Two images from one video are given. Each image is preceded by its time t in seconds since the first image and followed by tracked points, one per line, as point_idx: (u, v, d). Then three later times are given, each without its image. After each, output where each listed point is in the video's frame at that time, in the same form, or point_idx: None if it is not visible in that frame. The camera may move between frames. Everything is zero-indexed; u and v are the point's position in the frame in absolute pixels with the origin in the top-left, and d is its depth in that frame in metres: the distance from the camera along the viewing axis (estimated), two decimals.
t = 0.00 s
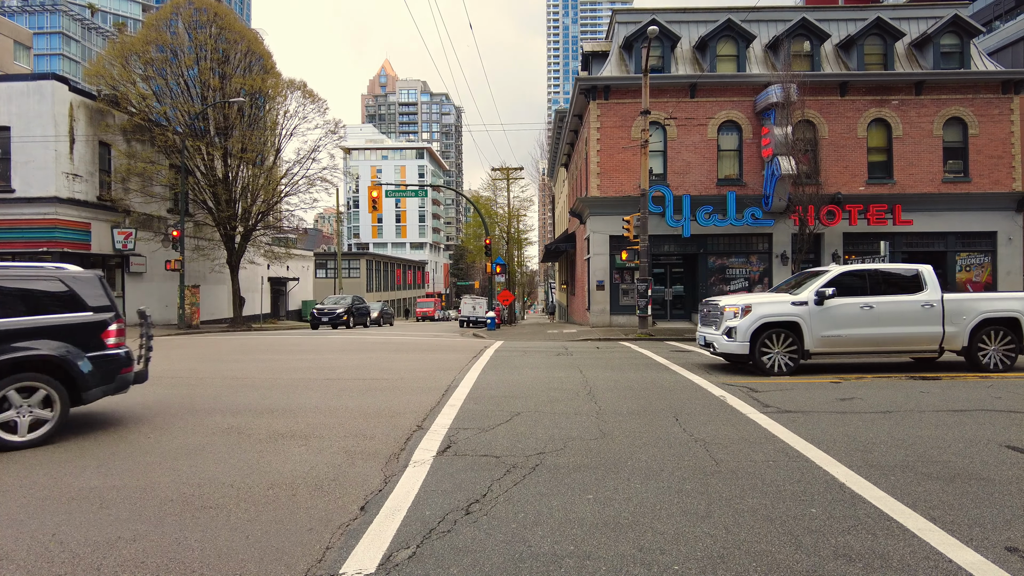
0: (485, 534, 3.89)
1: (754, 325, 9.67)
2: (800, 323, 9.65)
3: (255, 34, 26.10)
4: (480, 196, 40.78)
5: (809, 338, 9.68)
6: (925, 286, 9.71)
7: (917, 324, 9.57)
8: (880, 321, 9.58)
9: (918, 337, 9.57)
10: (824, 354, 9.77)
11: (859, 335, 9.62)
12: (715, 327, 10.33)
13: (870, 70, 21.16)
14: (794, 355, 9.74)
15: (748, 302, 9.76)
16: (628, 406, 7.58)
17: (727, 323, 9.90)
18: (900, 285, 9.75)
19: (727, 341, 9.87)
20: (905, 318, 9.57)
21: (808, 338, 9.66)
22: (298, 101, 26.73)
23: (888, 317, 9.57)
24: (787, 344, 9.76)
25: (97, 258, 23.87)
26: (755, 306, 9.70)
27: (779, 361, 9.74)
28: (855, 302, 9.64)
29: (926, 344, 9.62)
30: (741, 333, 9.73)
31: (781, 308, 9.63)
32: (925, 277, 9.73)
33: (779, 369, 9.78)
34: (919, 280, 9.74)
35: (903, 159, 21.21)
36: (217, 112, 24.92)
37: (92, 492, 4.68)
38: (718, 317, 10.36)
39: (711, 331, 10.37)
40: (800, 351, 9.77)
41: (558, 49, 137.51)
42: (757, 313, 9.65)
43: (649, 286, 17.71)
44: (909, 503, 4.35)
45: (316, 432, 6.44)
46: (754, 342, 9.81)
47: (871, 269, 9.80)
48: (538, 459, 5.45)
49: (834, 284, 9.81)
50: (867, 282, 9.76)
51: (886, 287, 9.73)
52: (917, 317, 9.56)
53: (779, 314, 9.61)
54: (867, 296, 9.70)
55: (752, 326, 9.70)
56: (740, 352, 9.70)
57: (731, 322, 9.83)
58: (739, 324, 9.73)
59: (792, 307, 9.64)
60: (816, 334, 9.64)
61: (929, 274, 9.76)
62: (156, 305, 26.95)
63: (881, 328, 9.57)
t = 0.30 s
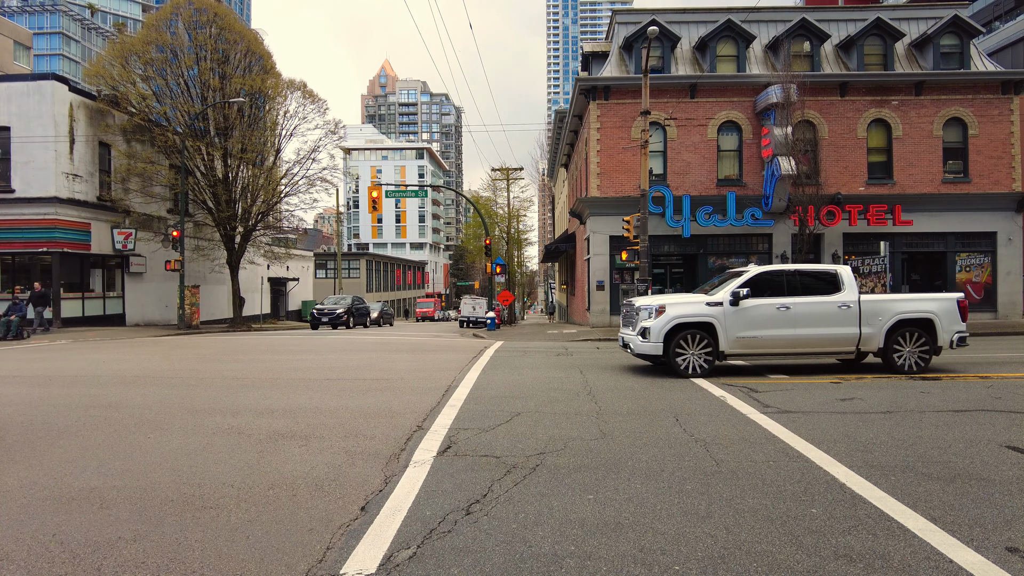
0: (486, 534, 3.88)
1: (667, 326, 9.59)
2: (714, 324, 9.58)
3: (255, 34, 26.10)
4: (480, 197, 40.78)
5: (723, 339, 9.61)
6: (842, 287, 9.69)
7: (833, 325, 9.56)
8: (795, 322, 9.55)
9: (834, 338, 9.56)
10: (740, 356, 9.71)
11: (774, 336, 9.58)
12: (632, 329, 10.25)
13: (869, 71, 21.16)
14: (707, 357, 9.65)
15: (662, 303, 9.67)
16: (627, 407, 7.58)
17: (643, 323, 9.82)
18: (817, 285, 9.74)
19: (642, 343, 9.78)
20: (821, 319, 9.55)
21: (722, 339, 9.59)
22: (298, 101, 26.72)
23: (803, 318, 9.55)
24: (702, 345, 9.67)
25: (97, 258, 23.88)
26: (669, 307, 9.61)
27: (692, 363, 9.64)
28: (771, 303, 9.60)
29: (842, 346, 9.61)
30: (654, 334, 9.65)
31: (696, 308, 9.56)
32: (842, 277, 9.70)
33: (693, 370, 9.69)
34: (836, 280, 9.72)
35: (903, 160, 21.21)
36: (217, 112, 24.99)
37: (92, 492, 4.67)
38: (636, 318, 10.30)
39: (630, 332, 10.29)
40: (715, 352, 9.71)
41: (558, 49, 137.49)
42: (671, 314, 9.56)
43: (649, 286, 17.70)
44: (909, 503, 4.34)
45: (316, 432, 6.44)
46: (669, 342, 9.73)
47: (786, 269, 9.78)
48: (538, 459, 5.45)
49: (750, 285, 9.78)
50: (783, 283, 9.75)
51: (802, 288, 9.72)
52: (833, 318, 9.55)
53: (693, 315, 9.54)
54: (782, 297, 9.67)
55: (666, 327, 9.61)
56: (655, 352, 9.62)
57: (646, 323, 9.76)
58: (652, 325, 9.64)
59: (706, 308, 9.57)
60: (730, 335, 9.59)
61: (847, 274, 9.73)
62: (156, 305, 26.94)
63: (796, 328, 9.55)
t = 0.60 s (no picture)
0: (487, 534, 3.87)
1: (580, 327, 9.44)
2: (627, 325, 9.45)
3: (255, 34, 26.10)
4: (480, 197, 40.81)
5: (637, 340, 9.48)
6: (758, 287, 9.65)
7: (748, 325, 9.49)
8: (709, 322, 9.47)
9: (749, 339, 9.49)
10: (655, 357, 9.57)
11: (688, 336, 9.49)
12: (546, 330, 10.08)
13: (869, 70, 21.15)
14: (620, 359, 9.52)
15: (576, 303, 9.52)
16: (628, 406, 7.58)
17: (556, 324, 9.65)
18: (732, 286, 9.69)
19: (555, 344, 9.61)
20: (736, 319, 9.49)
21: (635, 340, 9.46)
22: (298, 102, 26.72)
23: (717, 319, 9.48)
24: (615, 347, 9.54)
25: (97, 258, 23.87)
26: (582, 308, 9.48)
27: (605, 365, 9.50)
28: (685, 304, 9.51)
29: (758, 347, 9.54)
30: (567, 335, 9.49)
31: (608, 309, 9.44)
32: (758, 277, 9.68)
33: (608, 372, 9.55)
34: (752, 281, 9.68)
35: (904, 160, 21.20)
36: (217, 113, 25.01)
37: (92, 492, 4.67)
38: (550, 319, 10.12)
39: (545, 334, 10.11)
40: (629, 354, 9.58)
41: (558, 50, 137.51)
42: (584, 314, 9.42)
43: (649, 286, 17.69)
44: (911, 503, 4.33)
45: (317, 432, 6.44)
46: (582, 344, 9.57)
47: (702, 269, 9.72)
48: (539, 459, 5.44)
49: (664, 286, 9.70)
50: (698, 283, 9.68)
51: (718, 288, 9.65)
52: (748, 318, 9.49)
53: (604, 315, 9.41)
54: (697, 297, 9.60)
55: (579, 328, 9.46)
56: (567, 354, 9.46)
57: (558, 324, 9.58)
58: (564, 326, 9.48)
59: (619, 308, 9.45)
60: (643, 336, 9.47)
61: (763, 275, 9.69)
62: (156, 305, 26.93)
63: (710, 329, 9.46)
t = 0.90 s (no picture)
0: (487, 535, 3.87)
1: (489, 329, 9.05)
2: (539, 327, 9.13)
3: (255, 35, 26.11)
4: (480, 197, 40.83)
5: (548, 342, 9.15)
6: (673, 288, 9.45)
7: (661, 328, 9.30)
8: (621, 324, 9.22)
9: (663, 342, 9.31)
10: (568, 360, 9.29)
11: (601, 339, 9.22)
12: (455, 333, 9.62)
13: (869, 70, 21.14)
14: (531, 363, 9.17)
15: (485, 304, 9.13)
16: (629, 407, 7.57)
17: (464, 326, 9.21)
18: (648, 286, 9.45)
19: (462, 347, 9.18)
20: (649, 321, 9.27)
21: (546, 343, 9.14)
22: (299, 102, 26.73)
23: (631, 320, 9.24)
24: (526, 350, 9.18)
25: (97, 259, 23.87)
26: (491, 310, 9.10)
27: (515, 369, 9.12)
28: (598, 305, 9.23)
29: (672, 349, 9.37)
30: (476, 337, 9.07)
31: (518, 310, 9.08)
32: (672, 278, 9.48)
33: (518, 377, 9.18)
34: (666, 282, 9.47)
35: (904, 160, 21.20)
36: (217, 113, 25.03)
37: (93, 492, 4.66)
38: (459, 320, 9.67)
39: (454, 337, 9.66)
40: (540, 357, 9.24)
41: (558, 50, 137.52)
42: (493, 316, 9.05)
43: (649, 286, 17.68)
44: (912, 504, 4.33)
45: (317, 432, 6.44)
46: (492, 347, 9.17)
47: (616, 270, 9.46)
48: (540, 459, 5.44)
49: (577, 286, 9.37)
50: (612, 283, 9.41)
51: (632, 289, 9.40)
52: (661, 320, 9.29)
53: (515, 317, 9.05)
54: (610, 298, 9.34)
55: (488, 330, 9.07)
56: (476, 357, 9.04)
57: (467, 326, 9.15)
58: (473, 328, 9.06)
59: (531, 310, 9.11)
60: (555, 338, 9.15)
61: (677, 276, 9.50)
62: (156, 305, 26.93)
63: (622, 331, 9.22)
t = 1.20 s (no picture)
0: (487, 535, 3.88)
1: (388, 333, 8.53)
2: (443, 330, 8.68)
3: (255, 35, 26.11)
4: (480, 197, 40.79)
5: (453, 347, 8.73)
6: (585, 289, 9.22)
7: (572, 330, 9.06)
8: (530, 327, 8.91)
9: (574, 344, 9.08)
10: (475, 365, 8.88)
11: (509, 342, 8.88)
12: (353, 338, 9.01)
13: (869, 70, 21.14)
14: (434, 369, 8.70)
15: (385, 307, 8.61)
16: (629, 407, 7.58)
17: (362, 331, 8.65)
18: (559, 287, 9.18)
19: (361, 353, 8.61)
20: (560, 323, 9.01)
21: (451, 347, 8.71)
22: (299, 102, 26.73)
23: (541, 323, 8.95)
24: (429, 355, 8.71)
25: (97, 259, 23.88)
26: (392, 313, 8.59)
27: (417, 376, 8.62)
28: (506, 307, 8.88)
29: (583, 352, 9.14)
30: (375, 342, 8.53)
31: (420, 313, 8.61)
32: (583, 279, 9.25)
33: (421, 384, 8.69)
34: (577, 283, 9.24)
35: (904, 160, 21.20)
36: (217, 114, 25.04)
37: (93, 493, 4.67)
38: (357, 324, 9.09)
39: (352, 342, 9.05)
40: (444, 363, 8.80)
41: (558, 50, 137.51)
42: (394, 319, 8.54)
43: (649, 286, 17.67)
44: (911, 503, 4.34)
45: (318, 432, 6.45)
46: (393, 353, 8.65)
47: (525, 270, 9.13)
48: (540, 460, 5.45)
49: (485, 287, 8.98)
50: (521, 284, 9.08)
51: (542, 290, 9.11)
52: (571, 322, 9.04)
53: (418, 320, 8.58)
54: (519, 299, 9.00)
55: (387, 335, 8.55)
56: (374, 364, 8.50)
57: (365, 330, 8.58)
58: (371, 332, 8.51)
59: (435, 312, 8.65)
60: (461, 342, 8.73)
61: (589, 277, 9.28)
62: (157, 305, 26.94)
63: (531, 334, 8.91)
